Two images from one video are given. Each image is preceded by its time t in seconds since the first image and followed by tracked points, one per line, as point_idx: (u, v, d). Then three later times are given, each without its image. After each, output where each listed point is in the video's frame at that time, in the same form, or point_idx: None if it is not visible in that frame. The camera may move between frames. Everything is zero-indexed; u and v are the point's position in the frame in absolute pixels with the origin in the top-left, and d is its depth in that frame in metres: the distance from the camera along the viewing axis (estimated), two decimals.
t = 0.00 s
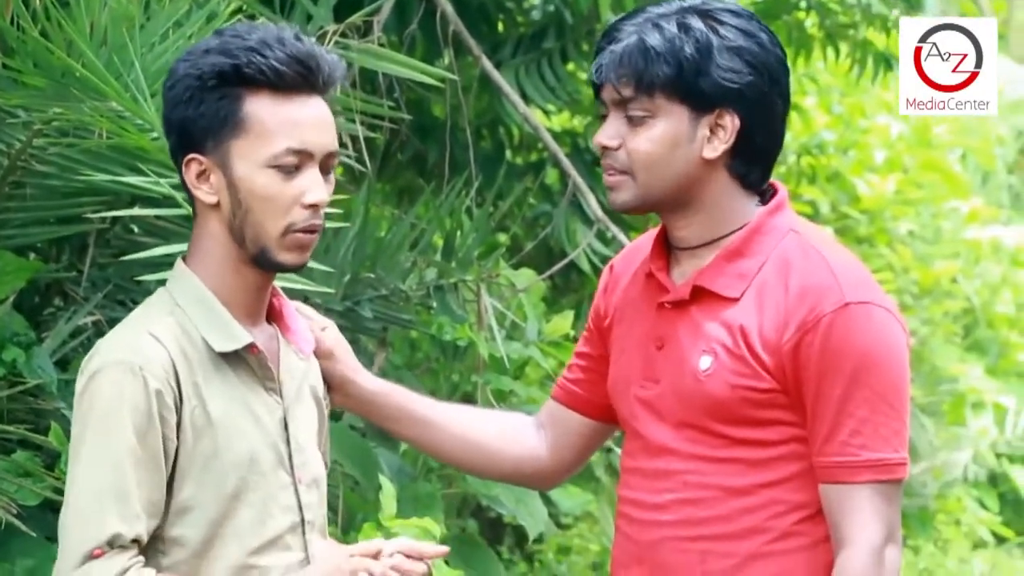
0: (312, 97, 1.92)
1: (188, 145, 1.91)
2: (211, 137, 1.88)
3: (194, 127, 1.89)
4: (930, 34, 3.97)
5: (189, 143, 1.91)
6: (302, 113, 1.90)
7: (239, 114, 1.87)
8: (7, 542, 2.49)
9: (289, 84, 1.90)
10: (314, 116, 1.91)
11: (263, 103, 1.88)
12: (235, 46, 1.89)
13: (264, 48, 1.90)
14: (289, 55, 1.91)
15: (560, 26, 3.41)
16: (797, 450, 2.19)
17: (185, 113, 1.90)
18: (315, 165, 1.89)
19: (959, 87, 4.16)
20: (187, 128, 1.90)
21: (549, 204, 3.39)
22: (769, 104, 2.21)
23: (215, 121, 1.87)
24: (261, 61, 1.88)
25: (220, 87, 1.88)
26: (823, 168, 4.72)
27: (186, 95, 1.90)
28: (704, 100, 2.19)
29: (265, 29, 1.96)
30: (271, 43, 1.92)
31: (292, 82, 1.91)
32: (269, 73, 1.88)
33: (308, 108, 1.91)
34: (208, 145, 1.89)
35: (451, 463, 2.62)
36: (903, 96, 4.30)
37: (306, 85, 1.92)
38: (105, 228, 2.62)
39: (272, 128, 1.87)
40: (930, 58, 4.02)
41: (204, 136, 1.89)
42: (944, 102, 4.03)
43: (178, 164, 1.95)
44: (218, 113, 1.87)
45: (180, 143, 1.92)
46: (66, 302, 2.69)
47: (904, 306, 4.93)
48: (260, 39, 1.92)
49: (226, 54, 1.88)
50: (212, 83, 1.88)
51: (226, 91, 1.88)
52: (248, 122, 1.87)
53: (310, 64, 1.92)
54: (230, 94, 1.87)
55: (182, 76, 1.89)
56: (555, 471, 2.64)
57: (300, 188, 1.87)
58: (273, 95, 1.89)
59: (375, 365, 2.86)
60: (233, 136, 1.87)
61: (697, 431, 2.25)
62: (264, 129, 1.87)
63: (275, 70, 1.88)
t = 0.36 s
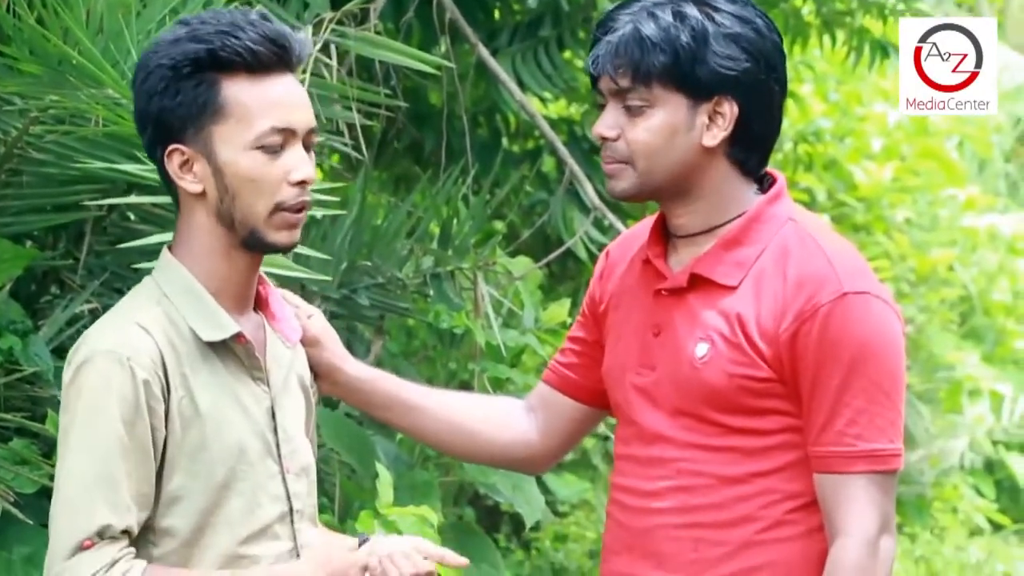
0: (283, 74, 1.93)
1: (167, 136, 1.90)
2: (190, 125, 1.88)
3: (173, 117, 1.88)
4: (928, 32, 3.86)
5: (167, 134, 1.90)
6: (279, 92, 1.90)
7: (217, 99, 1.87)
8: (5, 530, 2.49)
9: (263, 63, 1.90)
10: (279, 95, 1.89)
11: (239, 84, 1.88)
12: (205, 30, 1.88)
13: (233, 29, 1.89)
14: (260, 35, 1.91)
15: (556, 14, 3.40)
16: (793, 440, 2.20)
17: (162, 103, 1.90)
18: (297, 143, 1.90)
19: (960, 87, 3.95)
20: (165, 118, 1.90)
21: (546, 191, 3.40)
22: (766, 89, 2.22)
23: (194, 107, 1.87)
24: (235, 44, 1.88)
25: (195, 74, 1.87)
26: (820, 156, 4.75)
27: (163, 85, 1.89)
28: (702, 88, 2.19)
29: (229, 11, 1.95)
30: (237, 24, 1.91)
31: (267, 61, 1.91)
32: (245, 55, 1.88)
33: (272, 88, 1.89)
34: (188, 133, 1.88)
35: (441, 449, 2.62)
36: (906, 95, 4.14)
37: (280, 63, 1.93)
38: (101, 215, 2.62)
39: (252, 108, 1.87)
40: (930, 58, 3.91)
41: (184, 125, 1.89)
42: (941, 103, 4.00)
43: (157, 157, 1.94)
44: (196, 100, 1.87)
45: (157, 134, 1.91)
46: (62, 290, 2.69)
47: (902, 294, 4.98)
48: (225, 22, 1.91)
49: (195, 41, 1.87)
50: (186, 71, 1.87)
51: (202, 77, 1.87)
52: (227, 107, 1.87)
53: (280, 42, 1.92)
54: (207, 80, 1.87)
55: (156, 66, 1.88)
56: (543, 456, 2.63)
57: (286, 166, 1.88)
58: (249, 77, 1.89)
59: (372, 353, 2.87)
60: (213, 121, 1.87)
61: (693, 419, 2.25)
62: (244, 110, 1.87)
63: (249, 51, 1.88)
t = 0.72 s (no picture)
0: (276, 65, 1.95)
1: (182, 145, 1.89)
2: (207, 133, 1.88)
3: (188, 127, 1.88)
4: (927, 32, 3.79)
5: (183, 146, 1.89)
6: (279, 83, 1.93)
7: (234, 100, 1.88)
8: (16, 529, 2.49)
9: (269, 55, 1.92)
10: (275, 86, 1.92)
11: (248, 82, 1.90)
12: (201, 36, 1.88)
13: (228, 28, 1.89)
14: (255, 29, 1.92)
15: (564, 13, 3.40)
16: (799, 440, 2.19)
17: (175, 115, 1.88)
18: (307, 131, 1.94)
19: (960, 87, 3.81)
20: (179, 130, 1.89)
21: (554, 191, 3.40)
22: (772, 88, 2.21)
23: (212, 112, 1.87)
24: (239, 41, 1.89)
25: (210, 79, 1.87)
26: (829, 155, 4.70)
27: (174, 96, 1.88)
28: (707, 88, 2.18)
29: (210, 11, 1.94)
30: (228, 23, 1.91)
31: (268, 51, 1.93)
32: (251, 49, 1.90)
33: (270, 80, 1.92)
34: (206, 139, 1.88)
35: (447, 448, 2.61)
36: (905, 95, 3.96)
37: (271, 56, 1.94)
38: (111, 215, 2.62)
39: (269, 102, 1.90)
40: (930, 58, 3.80)
41: (199, 134, 1.89)
42: (940, 104, 3.86)
43: (167, 168, 1.92)
44: (214, 104, 1.87)
45: (167, 146, 1.90)
46: (71, 289, 2.69)
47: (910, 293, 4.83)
48: (212, 22, 1.90)
49: (198, 47, 1.87)
50: (200, 78, 1.87)
51: (216, 81, 1.88)
52: (245, 106, 1.89)
53: (273, 31, 1.94)
54: (220, 83, 1.88)
55: (161, 78, 1.86)
56: (551, 455, 2.63)
57: (306, 154, 1.92)
58: (254, 71, 1.91)
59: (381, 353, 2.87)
60: (233, 122, 1.88)
61: (699, 418, 2.25)
62: (263, 107, 1.90)
63: (254, 44, 1.90)
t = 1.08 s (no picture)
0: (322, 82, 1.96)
1: (221, 151, 1.90)
2: (248, 139, 1.89)
3: (229, 132, 1.89)
4: (928, 32, 3.78)
5: (221, 150, 1.90)
6: (323, 97, 1.94)
7: (276, 109, 1.89)
8: (51, 540, 2.52)
9: (316, 68, 1.94)
10: (320, 100, 1.93)
11: (292, 92, 1.91)
12: (251, 44, 1.89)
13: (279, 39, 1.91)
14: (304, 42, 1.94)
15: (596, 24, 3.39)
16: (834, 452, 2.18)
17: (216, 120, 1.89)
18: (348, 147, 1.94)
19: (960, 87, 3.86)
20: (219, 135, 1.90)
21: (586, 202, 3.39)
22: (799, 95, 2.19)
23: (253, 120, 1.88)
24: (287, 52, 1.90)
25: (254, 86, 1.89)
26: (862, 165, 4.70)
27: (218, 101, 1.89)
28: (732, 98, 2.17)
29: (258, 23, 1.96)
30: (278, 34, 1.93)
31: (315, 66, 1.95)
32: (300, 62, 1.91)
33: (314, 94, 1.93)
34: (246, 147, 1.89)
35: (482, 458, 2.61)
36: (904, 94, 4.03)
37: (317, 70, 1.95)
38: (145, 227, 2.62)
39: (311, 115, 1.91)
40: (929, 57, 3.81)
41: (239, 139, 1.89)
42: (941, 103, 3.91)
43: (206, 173, 1.92)
44: (256, 112, 1.88)
45: (207, 148, 1.91)
46: (106, 301, 2.70)
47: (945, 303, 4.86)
48: (263, 32, 1.92)
49: (247, 54, 1.88)
50: (245, 85, 1.88)
51: (261, 89, 1.89)
52: (285, 117, 1.89)
53: (320, 47, 1.96)
54: (265, 91, 1.89)
55: (207, 81, 1.88)
56: (585, 467, 2.62)
57: (342, 172, 1.91)
58: (300, 84, 1.92)
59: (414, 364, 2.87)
60: (272, 133, 1.89)
61: (733, 430, 2.24)
62: (303, 118, 1.90)
63: (303, 57, 1.91)
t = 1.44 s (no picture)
0: (372, 93, 1.99)
1: (278, 166, 1.94)
2: (300, 152, 1.92)
3: (283, 146, 1.93)
4: (927, 32, 3.61)
5: (277, 165, 1.94)
6: (374, 109, 1.96)
7: (325, 123, 1.92)
8: (98, 555, 2.55)
9: (363, 80, 1.97)
10: (371, 112, 1.96)
11: (342, 106, 1.94)
12: (298, 59, 1.94)
13: (326, 53, 1.96)
14: (351, 55, 1.98)
15: (639, 39, 3.40)
16: (881, 468, 2.16)
17: (268, 135, 1.94)
18: (400, 158, 1.96)
19: (959, 87, 3.70)
20: (273, 149, 1.94)
21: (631, 218, 3.39)
22: (843, 108, 2.18)
23: (304, 133, 1.92)
24: (334, 66, 1.94)
25: (303, 100, 1.93)
26: (907, 180, 4.57)
27: (269, 116, 1.94)
28: (775, 113, 2.16)
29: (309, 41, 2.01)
30: (326, 49, 1.97)
31: (363, 80, 1.98)
32: (347, 74, 1.95)
33: (365, 106, 1.95)
34: (298, 160, 1.92)
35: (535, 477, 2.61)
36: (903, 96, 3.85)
37: (365, 83, 1.98)
38: (190, 245, 2.63)
39: (360, 126, 1.93)
40: (929, 58, 3.64)
41: (292, 154, 1.93)
42: (941, 104, 3.74)
43: (262, 190, 1.96)
44: (306, 125, 1.92)
45: (264, 164, 1.95)
46: (152, 318, 2.71)
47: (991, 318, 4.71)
48: (311, 49, 1.97)
49: (294, 69, 1.93)
50: (294, 99, 1.93)
51: (310, 102, 1.93)
52: (336, 130, 1.92)
53: (368, 61, 1.99)
54: (314, 104, 1.93)
55: (258, 97, 1.94)
56: (639, 486, 2.61)
57: (395, 180, 1.93)
58: (349, 97, 1.95)
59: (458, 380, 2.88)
60: (324, 144, 1.92)
61: (779, 446, 2.22)
62: (353, 131, 1.93)
63: (350, 70, 1.95)
